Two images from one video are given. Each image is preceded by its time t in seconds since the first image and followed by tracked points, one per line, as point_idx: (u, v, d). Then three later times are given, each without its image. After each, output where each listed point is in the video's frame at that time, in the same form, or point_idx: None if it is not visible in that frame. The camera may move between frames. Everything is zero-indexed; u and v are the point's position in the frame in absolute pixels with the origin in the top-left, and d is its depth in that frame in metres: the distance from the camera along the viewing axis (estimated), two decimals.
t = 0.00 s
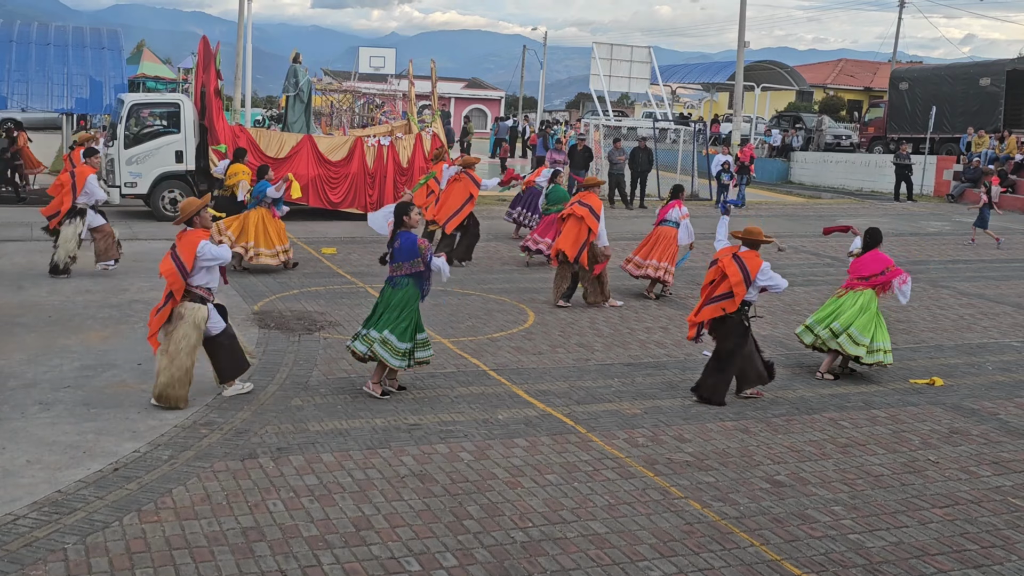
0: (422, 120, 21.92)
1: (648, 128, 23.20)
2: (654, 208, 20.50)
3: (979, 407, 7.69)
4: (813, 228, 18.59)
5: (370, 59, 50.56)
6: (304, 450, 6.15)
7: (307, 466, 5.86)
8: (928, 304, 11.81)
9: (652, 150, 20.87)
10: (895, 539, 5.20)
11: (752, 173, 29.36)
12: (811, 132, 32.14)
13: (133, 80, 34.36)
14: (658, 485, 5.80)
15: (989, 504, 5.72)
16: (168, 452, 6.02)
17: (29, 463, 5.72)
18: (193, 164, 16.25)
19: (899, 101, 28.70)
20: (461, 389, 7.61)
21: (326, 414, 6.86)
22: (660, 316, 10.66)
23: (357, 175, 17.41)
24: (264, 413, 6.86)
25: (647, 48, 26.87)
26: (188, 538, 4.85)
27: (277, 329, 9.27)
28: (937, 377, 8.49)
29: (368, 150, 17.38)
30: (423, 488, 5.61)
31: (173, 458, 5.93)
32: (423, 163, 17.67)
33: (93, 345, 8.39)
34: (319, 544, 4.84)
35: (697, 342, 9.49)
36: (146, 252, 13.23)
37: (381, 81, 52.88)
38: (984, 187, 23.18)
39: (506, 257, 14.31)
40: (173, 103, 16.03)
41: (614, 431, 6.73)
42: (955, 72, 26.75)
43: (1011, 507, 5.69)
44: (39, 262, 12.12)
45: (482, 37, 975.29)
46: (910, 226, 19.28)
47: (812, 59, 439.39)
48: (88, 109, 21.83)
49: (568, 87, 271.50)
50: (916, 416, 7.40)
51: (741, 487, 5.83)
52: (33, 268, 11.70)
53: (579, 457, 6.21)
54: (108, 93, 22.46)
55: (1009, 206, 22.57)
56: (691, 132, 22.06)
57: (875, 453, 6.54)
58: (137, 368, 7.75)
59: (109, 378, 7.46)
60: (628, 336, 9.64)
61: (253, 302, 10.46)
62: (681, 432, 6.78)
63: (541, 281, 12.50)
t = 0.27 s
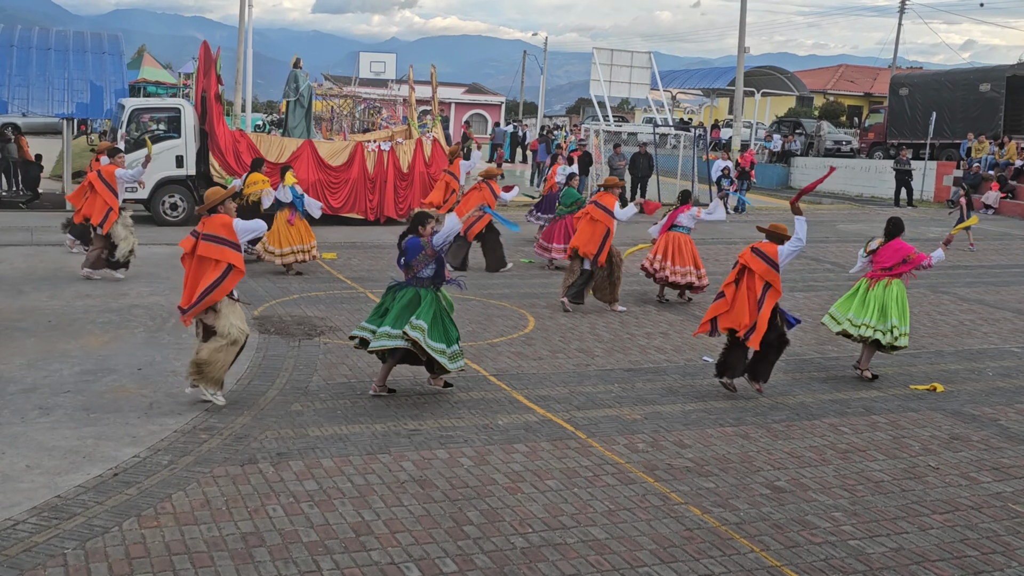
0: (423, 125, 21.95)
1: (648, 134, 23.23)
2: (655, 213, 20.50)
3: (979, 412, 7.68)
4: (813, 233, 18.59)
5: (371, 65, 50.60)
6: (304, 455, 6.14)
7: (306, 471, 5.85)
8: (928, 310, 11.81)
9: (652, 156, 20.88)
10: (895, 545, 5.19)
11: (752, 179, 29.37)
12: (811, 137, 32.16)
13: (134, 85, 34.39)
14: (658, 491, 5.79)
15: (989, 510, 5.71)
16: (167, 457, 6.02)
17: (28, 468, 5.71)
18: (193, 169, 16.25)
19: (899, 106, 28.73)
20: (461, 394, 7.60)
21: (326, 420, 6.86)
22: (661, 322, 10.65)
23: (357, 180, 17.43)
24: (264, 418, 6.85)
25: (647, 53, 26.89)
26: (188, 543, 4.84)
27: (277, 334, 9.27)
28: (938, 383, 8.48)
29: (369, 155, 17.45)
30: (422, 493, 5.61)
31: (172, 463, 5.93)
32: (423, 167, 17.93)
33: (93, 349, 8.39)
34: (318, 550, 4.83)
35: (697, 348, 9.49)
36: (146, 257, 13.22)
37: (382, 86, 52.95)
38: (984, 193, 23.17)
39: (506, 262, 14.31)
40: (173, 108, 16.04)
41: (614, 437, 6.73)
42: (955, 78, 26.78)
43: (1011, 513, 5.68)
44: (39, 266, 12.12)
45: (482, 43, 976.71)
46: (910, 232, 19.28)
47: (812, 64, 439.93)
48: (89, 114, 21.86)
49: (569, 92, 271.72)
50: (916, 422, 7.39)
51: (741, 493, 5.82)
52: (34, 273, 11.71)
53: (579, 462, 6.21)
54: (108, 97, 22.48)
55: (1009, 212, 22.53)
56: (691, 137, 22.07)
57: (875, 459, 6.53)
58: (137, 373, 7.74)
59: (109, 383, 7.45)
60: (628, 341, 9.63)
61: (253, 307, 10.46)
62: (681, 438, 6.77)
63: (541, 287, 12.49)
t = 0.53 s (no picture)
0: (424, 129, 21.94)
1: (649, 138, 23.25)
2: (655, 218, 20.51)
3: (980, 417, 7.68)
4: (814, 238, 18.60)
5: (372, 69, 50.69)
6: (304, 459, 6.14)
7: (306, 475, 5.85)
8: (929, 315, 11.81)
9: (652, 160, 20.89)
10: (896, 550, 5.18)
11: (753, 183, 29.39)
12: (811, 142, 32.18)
13: (135, 89, 34.47)
14: (658, 495, 5.79)
15: (990, 515, 5.71)
16: (168, 461, 6.02)
17: (29, 472, 5.71)
18: (193, 173, 16.27)
19: (899, 111, 28.76)
20: (462, 398, 7.60)
21: (326, 424, 6.86)
22: (661, 326, 10.65)
23: (358, 184, 17.36)
24: (264, 422, 6.85)
25: (648, 58, 26.93)
26: (188, 547, 4.84)
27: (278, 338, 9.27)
28: (938, 388, 8.48)
29: (369, 159, 17.40)
30: (423, 497, 5.60)
31: (173, 467, 5.93)
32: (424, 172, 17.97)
33: (93, 353, 8.40)
34: (318, 554, 4.83)
35: (698, 352, 9.49)
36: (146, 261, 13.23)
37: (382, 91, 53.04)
38: (985, 197, 23.15)
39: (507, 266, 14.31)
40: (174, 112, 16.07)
41: (615, 441, 6.73)
42: (955, 83, 26.82)
43: (1012, 518, 5.68)
44: (41, 270, 12.14)
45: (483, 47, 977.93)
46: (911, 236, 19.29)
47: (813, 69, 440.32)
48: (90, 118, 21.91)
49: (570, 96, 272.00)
50: (917, 427, 7.39)
51: (742, 497, 5.81)
52: (36, 276, 11.72)
53: (579, 467, 6.20)
54: (109, 101, 22.52)
55: (1010, 217, 22.47)
56: (692, 142, 22.09)
57: (876, 464, 6.53)
58: (137, 377, 7.74)
59: (109, 387, 7.45)
60: (629, 346, 9.64)
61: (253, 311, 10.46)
62: (682, 442, 6.77)
63: (542, 291, 12.50)
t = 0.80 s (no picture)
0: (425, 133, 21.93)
1: (650, 143, 23.25)
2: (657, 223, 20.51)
3: (981, 423, 7.67)
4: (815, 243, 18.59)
5: (373, 73, 50.77)
6: (305, 464, 6.14)
7: (307, 480, 5.85)
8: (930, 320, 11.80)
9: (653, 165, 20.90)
10: (897, 556, 5.17)
11: (754, 188, 29.40)
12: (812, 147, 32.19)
13: (137, 93, 34.54)
14: (659, 501, 5.78)
15: (991, 521, 5.70)
16: (168, 465, 6.01)
17: (29, 476, 5.71)
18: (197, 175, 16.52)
19: (900, 116, 28.78)
20: (463, 403, 7.59)
21: (327, 429, 6.85)
22: (662, 331, 10.65)
23: (359, 189, 17.30)
24: (265, 426, 6.85)
25: (649, 63, 26.96)
26: (188, 551, 4.84)
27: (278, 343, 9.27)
28: (939, 393, 8.47)
29: (370, 164, 17.34)
30: (423, 502, 5.60)
31: (173, 472, 5.92)
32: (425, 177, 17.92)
33: (94, 357, 8.40)
34: (318, 559, 4.83)
35: (698, 357, 9.48)
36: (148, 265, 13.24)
37: (384, 96, 53.10)
38: (986, 203, 23.23)
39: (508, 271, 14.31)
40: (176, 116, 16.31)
41: (615, 446, 6.72)
42: (957, 88, 26.83)
43: (1013, 524, 5.66)
44: (42, 274, 12.14)
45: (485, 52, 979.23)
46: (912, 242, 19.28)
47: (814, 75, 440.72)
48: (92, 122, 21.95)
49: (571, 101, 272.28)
50: (918, 432, 7.39)
51: (742, 503, 5.81)
52: (37, 281, 11.73)
53: (580, 472, 6.20)
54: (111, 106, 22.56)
55: (1011, 222, 22.50)
56: (693, 147, 22.09)
57: (877, 469, 6.52)
58: (138, 382, 7.73)
59: (110, 391, 7.45)
60: (629, 351, 9.63)
61: (254, 316, 10.47)
62: (682, 447, 6.76)
63: (543, 296, 12.50)
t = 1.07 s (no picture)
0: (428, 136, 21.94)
1: (653, 147, 23.25)
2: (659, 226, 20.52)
3: (984, 427, 7.66)
4: (818, 247, 18.58)
5: (376, 76, 50.80)
6: (307, 466, 6.14)
7: (309, 483, 5.85)
8: (933, 324, 11.79)
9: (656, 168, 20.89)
10: (899, 560, 5.17)
11: (757, 192, 29.39)
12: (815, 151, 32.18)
13: (140, 96, 34.61)
14: (661, 504, 5.78)
15: (994, 525, 5.69)
16: (170, 468, 6.02)
17: (31, 479, 5.71)
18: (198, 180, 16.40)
19: (903, 120, 28.78)
20: (465, 407, 7.59)
21: (329, 432, 6.86)
22: (665, 335, 10.65)
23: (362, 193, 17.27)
24: (267, 429, 6.85)
25: (652, 67, 26.98)
26: (190, 554, 4.84)
27: (281, 346, 9.28)
28: (942, 398, 8.46)
29: (373, 166, 17.32)
30: (425, 506, 5.60)
31: (175, 474, 5.93)
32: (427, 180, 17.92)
33: (97, 360, 8.41)
34: (320, 561, 4.83)
35: (701, 361, 9.48)
36: (150, 268, 13.25)
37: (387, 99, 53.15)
38: (989, 207, 23.22)
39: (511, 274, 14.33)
40: (179, 119, 16.16)
41: (618, 450, 6.72)
42: (960, 92, 26.81)
43: (1016, 528, 5.66)
44: (45, 277, 12.17)
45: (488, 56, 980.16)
46: (915, 246, 19.27)
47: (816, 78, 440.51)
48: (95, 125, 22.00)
49: (574, 104, 272.42)
50: (920, 436, 7.38)
51: (745, 507, 5.80)
52: (40, 283, 11.76)
53: (582, 475, 6.20)
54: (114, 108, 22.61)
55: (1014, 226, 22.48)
56: (695, 151, 22.11)
57: (879, 473, 6.52)
58: (140, 385, 7.74)
59: (112, 394, 7.45)
60: (632, 354, 9.63)
61: (257, 318, 10.48)
62: (684, 451, 6.76)
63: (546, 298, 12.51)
